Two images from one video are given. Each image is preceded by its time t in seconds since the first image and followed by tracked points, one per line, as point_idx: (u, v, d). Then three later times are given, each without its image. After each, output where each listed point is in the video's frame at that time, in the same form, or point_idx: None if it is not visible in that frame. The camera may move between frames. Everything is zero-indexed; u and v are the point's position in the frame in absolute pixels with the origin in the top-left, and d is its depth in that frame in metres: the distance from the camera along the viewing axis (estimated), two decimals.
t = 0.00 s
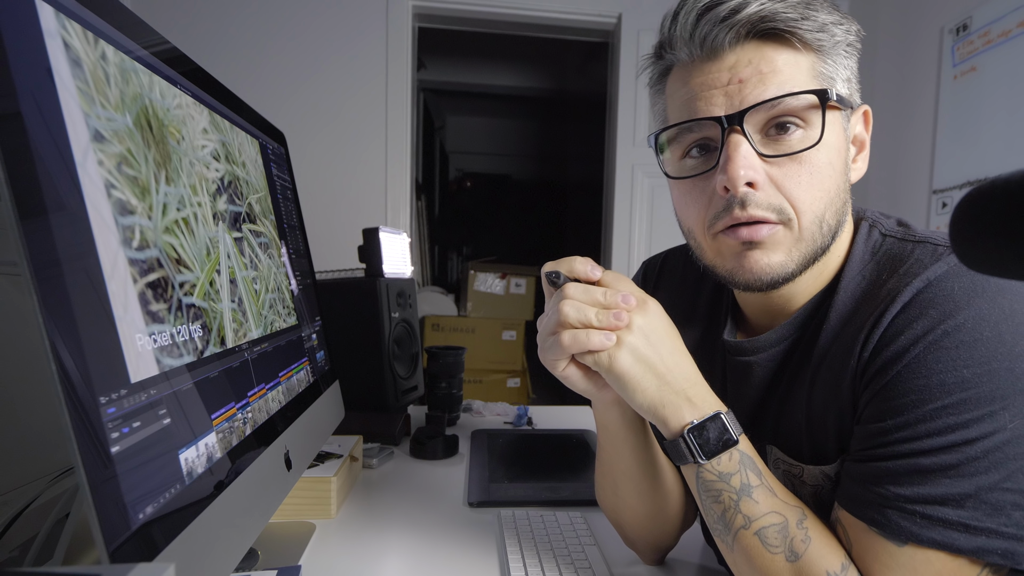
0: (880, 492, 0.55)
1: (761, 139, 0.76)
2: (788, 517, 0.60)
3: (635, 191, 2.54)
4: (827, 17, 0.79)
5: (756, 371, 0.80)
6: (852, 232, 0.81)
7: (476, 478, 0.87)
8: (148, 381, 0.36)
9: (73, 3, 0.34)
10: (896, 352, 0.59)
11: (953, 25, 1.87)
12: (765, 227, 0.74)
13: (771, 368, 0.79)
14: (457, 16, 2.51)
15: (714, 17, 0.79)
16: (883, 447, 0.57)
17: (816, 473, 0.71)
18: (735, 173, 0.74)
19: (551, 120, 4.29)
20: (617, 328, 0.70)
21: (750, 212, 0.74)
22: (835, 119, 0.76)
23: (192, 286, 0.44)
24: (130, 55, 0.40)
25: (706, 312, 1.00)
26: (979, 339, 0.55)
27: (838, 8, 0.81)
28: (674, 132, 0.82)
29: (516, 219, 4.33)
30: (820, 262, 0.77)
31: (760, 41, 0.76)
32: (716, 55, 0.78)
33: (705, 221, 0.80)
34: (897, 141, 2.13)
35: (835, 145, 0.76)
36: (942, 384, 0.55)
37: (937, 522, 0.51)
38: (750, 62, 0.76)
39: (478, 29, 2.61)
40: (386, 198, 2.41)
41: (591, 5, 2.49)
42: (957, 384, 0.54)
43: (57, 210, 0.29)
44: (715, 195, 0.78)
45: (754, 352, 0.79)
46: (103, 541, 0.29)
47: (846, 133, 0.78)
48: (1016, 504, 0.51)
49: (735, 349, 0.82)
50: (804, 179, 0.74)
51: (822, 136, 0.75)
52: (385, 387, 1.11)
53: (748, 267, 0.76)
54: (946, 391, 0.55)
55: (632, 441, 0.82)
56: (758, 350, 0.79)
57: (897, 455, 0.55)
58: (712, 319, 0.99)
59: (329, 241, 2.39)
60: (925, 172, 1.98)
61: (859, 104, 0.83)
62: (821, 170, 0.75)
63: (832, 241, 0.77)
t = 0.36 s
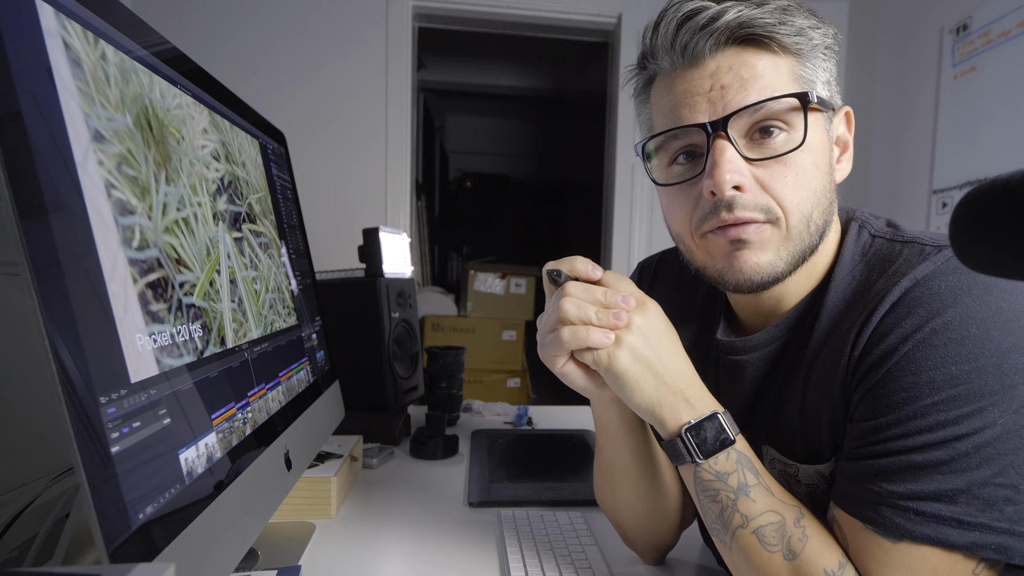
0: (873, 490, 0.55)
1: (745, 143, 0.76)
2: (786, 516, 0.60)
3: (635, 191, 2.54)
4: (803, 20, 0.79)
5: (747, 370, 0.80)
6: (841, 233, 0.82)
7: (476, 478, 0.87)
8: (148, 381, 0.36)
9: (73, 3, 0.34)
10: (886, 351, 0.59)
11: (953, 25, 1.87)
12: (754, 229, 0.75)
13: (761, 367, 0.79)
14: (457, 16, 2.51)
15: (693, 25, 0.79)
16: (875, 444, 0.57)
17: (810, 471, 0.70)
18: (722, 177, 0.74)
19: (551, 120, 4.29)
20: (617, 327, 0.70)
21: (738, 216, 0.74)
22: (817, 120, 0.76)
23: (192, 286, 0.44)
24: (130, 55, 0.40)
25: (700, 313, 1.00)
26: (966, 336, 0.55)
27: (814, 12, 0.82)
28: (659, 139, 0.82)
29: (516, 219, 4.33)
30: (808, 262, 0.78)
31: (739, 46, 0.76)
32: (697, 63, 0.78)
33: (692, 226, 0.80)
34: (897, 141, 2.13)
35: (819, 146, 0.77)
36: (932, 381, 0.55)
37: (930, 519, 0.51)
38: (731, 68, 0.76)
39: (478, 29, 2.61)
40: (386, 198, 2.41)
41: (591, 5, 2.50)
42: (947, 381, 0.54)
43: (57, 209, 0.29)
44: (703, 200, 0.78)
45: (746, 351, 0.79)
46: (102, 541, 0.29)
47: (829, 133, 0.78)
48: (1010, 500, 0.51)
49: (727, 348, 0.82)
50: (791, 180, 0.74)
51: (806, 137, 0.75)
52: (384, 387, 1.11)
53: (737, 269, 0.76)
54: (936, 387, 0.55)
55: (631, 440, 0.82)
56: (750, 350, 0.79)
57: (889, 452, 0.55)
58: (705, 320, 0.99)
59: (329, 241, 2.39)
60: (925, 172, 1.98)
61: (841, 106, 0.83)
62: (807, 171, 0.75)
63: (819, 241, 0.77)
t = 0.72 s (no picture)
0: (871, 488, 0.55)
1: (742, 143, 0.75)
2: (785, 514, 0.60)
3: (635, 191, 2.54)
4: (799, 21, 0.79)
5: (747, 368, 0.80)
6: (841, 233, 0.82)
7: (476, 478, 0.87)
8: (148, 381, 0.36)
9: (73, 3, 0.34)
10: (884, 350, 0.59)
11: (953, 25, 1.87)
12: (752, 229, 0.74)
13: (760, 366, 0.79)
14: (457, 16, 2.51)
15: (689, 27, 0.79)
16: (873, 443, 0.57)
17: (810, 470, 0.70)
18: (718, 177, 0.73)
19: (551, 120, 4.30)
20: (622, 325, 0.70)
21: (736, 215, 0.73)
22: (812, 120, 0.76)
23: (192, 286, 0.44)
24: (130, 56, 0.40)
25: (700, 311, 1.00)
26: (963, 335, 0.55)
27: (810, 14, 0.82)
28: (657, 140, 0.82)
29: (516, 219, 4.33)
30: (807, 260, 0.77)
31: (735, 47, 0.76)
32: (694, 63, 0.78)
33: (691, 226, 0.80)
34: (897, 141, 2.13)
35: (815, 146, 0.77)
36: (930, 379, 0.55)
37: (929, 517, 0.51)
38: (727, 68, 0.76)
39: (478, 29, 2.61)
40: (386, 198, 2.41)
41: (591, 6, 2.50)
42: (945, 379, 0.54)
43: (57, 210, 0.29)
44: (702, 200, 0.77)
45: (745, 350, 0.80)
46: (102, 540, 0.29)
47: (825, 133, 0.79)
48: (1008, 498, 0.52)
49: (727, 346, 0.82)
50: (787, 180, 0.74)
51: (801, 136, 0.75)
52: (385, 387, 1.11)
53: (736, 269, 0.75)
54: (934, 386, 0.54)
55: (630, 437, 0.82)
56: (749, 349, 0.79)
57: (887, 450, 0.55)
58: (705, 319, 0.99)
59: (329, 241, 2.39)
60: (925, 172, 1.98)
61: (837, 106, 0.83)
62: (803, 171, 0.75)
63: (817, 240, 0.77)
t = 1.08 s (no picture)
0: (876, 491, 0.55)
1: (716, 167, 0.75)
2: (788, 516, 0.60)
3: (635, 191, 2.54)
4: (785, 32, 0.75)
5: (748, 373, 0.80)
6: (844, 237, 0.82)
7: (476, 478, 0.87)
8: (148, 381, 0.36)
9: (73, 3, 0.34)
10: (891, 352, 0.59)
11: (953, 25, 1.87)
12: (723, 252, 0.77)
13: (761, 371, 0.79)
14: (457, 16, 2.51)
15: (670, 43, 0.77)
16: (879, 445, 0.57)
17: (812, 473, 0.70)
18: (688, 205, 0.75)
19: (551, 120, 4.30)
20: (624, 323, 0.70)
21: (705, 241, 0.76)
22: (794, 139, 0.74)
23: (192, 286, 0.44)
24: (130, 56, 0.40)
25: (701, 315, 1.01)
26: (971, 337, 0.55)
27: (803, 18, 0.78)
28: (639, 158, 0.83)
29: (516, 218, 4.33)
30: (787, 281, 0.79)
31: (712, 68, 0.74)
32: (672, 84, 0.77)
33: (669, 242, 0.82)
34: (897, 142, 2.13)
35: (801, 162, 0.75)
36: (937, 382, 0.55)
37: (933, 520, 0.51)
38: (703, 93, 0.74)
39: (478, 28, 2.61)
40: (386, 198, 2.41)
41: (591, 5, 2.50)
42: (952, 382, 0.54)
43: (57, 210, 0.29)
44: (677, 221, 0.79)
45: (746, 353, 0.80)
46: (103, 541, 0.29)
47: (814, 148, 0.76)
48: (1013, 501, 0.52)
49: (727, 351, 0.82)
50: (763, 206, 0.74)
51: (781, 159, 0.73)
52: (385, 387, 1.11)
53: (708, 288, 0.79)
54: (941, 389, 0.55)
55: (634, 440, 0.82)
56: (749, 353, 0.79)
57: (893, 452, 0.55)
58: (706, 322, 0.99)
59: (329, 241, 2.39)
60: (925, 171, 1.98)
61: (839, 113, 0.82)
62: (782, 194, 0.75)
63: (795, 262, 0.77)
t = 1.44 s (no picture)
0: (880, 491, 0.55)
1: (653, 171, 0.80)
2: (791, 515, 0.60)
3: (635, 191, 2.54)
4: (743, 44, 0.75)
5: (751, 371, 0.80)
6: (855, 238, 0.81)
7: (476, 478, 0.87)
8: (148, 381, 0.36)
9: (73, 4, 0.34)
10: (900, 352, 0.59)
11: (953, 25, 1.87)
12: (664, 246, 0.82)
13: (765, 369, 0.79)
14: (458, 16, 2.51)
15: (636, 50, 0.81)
16: (884, 446, 0.57)
17: (817, 474, 0.70)
18: (627, 202, 0.82)
19: (551, 119, 4.30)
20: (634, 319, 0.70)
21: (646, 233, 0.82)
22: (723, 152, 0.75)
23: (192, 286, 0.44)
24: (130, 55, 0.40)
25: (707, 313, 1.01)
26: (981, 339, 0.55)
27: (769, 30, 0.77)
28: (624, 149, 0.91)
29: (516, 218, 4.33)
30: (725, 284, 0.80)
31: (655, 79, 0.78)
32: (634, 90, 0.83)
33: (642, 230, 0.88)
34: (897, 142, 2.13)
35: (741, 174, 0.75)
36: (945, 383, 0.55)
37: (938, 522, 0.51)
38: (651, 101, 0.79)
39: (478, 28, 2.61)
40: (386, 198, 2.41)
41: (591, 5, 2.49)
42: (960, 384, 0.54)
43: (56, 210, 0.29)
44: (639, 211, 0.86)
45: (749, 352, 0.80)
46: (103, 540, 0.29)
47: (761, 159, 0.76)
48: (1018, 504, 0.52)
49: (732, 348, 0.82)
50: (688, 211, 0.77)
51: (713, 169, 0.75)
52: (384, 387, 1.11)
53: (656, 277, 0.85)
54: (949, 391, 0.55)
55: (640, 438, 0.81)
56: (754, 351, 0.80)
57: (898, 453, 0.55)
58: (712, 320, 1.00)
59: (329, 241, 2.39)
60: (925, 171, 1.98)
61: (806, 126, 0.78)
62: (710, 202, 0.76)
63: (732, 266, 0.78)
